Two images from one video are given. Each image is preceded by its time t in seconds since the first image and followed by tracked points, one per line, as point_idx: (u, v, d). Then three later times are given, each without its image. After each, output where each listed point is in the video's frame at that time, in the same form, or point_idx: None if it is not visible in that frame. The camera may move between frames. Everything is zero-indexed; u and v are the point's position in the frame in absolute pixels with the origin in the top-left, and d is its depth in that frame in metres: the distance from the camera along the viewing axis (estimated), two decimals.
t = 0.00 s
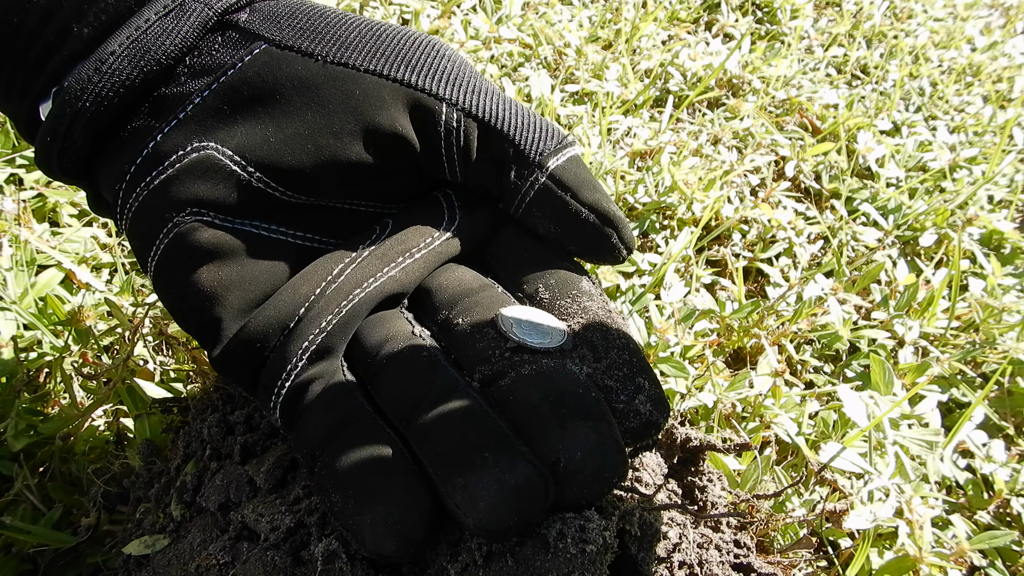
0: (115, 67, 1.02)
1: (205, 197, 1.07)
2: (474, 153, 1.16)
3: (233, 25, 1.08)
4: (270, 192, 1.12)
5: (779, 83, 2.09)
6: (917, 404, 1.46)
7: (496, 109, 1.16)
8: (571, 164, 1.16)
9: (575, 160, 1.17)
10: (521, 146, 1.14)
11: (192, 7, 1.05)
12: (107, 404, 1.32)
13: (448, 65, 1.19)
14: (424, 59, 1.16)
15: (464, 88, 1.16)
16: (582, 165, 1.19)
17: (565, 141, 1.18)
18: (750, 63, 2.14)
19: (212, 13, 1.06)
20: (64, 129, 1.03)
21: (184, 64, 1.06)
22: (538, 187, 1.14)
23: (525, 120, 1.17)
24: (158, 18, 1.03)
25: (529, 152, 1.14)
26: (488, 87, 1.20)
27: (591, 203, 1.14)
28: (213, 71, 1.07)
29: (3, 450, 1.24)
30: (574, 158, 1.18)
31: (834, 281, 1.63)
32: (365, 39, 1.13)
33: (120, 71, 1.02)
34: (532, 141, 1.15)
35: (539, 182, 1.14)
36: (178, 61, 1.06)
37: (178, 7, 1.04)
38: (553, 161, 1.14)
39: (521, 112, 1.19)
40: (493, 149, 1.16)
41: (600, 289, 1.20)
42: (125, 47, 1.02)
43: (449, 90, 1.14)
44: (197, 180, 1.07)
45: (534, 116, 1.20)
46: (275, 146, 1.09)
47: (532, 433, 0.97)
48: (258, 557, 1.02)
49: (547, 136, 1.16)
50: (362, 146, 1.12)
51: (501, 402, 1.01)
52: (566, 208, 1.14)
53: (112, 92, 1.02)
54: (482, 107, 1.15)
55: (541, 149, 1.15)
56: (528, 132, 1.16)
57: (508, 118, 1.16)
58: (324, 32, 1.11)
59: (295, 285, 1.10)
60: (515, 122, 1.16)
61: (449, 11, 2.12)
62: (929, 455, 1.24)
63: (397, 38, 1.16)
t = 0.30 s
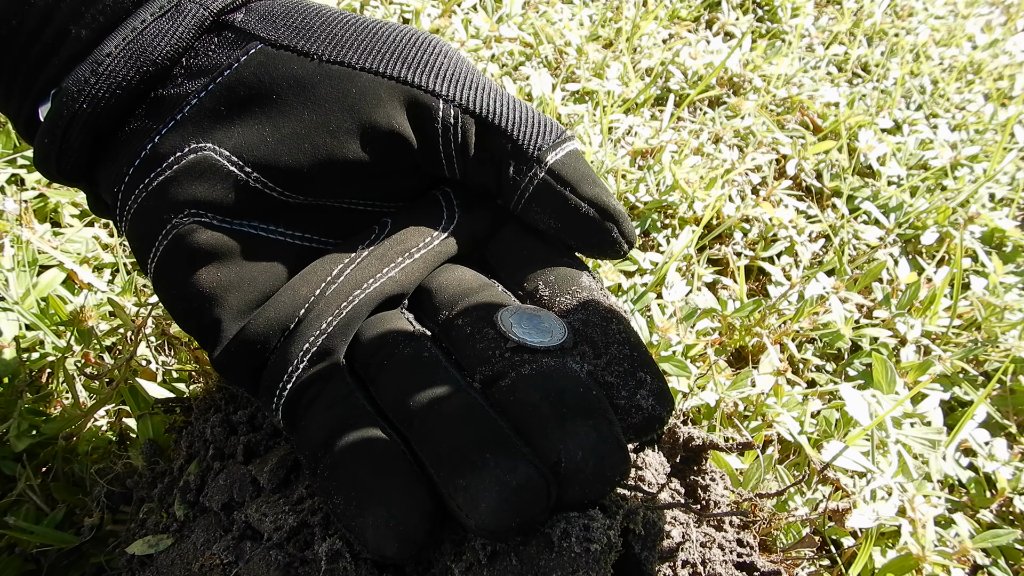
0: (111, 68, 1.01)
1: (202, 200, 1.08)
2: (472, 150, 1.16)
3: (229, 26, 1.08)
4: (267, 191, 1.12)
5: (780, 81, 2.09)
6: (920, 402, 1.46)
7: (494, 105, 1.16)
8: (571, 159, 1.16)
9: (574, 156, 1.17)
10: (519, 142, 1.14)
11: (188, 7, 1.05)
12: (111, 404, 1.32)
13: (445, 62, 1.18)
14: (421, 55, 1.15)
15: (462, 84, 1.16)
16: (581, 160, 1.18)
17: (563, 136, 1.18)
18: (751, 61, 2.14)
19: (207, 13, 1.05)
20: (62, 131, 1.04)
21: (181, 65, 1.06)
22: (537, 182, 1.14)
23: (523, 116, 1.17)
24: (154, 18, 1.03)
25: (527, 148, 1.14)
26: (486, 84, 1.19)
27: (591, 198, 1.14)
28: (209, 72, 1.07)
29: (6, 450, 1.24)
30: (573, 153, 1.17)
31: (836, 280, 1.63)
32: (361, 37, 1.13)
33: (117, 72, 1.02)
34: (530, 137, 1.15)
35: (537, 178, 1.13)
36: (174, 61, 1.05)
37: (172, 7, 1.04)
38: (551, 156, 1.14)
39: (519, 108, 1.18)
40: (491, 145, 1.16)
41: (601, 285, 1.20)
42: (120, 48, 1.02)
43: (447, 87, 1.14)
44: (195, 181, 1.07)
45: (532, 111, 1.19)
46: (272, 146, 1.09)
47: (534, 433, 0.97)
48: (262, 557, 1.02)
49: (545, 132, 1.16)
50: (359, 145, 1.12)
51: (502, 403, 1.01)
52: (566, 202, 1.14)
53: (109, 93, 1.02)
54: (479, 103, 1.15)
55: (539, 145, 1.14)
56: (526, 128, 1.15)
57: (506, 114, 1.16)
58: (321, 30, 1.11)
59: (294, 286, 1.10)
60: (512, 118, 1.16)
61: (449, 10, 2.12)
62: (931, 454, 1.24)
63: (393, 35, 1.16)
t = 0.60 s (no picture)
0: (112, 67, 1.01)
1: (201, 199, 1.07)
2: (472, 151, 1.16)
3: (229, 24, 1.07)
4: (267, 192, 1.12)
5: (780, 79, 2.08)
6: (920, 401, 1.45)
7: (495, 106, 1.15)
8: (571, 160, 1.15)
9: (575, 157, 1.17)
10: (519, 143, 1.14)
11: (188, 6, 1.05)
12: (109, 405, 1.32)
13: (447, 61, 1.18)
14: (423, 55, 1.15)
15: (463, 84, 1.16)
16: (582, 160, 1.18)
17: (564, 136, 1.18)
18: (751, 60, 2.13)
19: (208, 11, 1.05)
20: (62, 129, 1.03)
21: (181, 64, 1.06)
22: (537, 183, 1.13)
23: (524, 116, 1.17)
24: (154, 17, 1.03)
25: (528, 149, 1.14)
26: (487, 84, 1.19)
27: (591, 199, 1.13)
28: (209, 71, 1.06)
29: (4, 450, 1.24)
30: (573, 154, 1.17)
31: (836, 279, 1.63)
32: (363, 37, 1.13)
33: (117, 71, 1.02)
34: (531, 138, 1.14)
35: (538, 179, 1.13)
36: (175, 60, 1.05)
37: (173, 6, 1.04)
38: (552, 157, 1.14)
39: (520, 108, 1.18)
40: (492, 145, 1.15)
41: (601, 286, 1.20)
42: (121, 46, 1.01)
43: (448, 87, 1.14)
44: (195, 181, 1.07)
45: (533, 112, 1.19)
46: (272, 146, 1.09)
47: (533, 434, 0.97)
48: (260, 557, 1.02)
49: (546, 133, 1.16)
50: (359, 144, 1.12)
51: (501, 402, 1.00)
52: (566, 204, 1.13)
53: (109, 92, 1.02)
54: (481, 103, 1.15)
55: (540, 146, 1.14)
56: (527, 128, 1.15)
57: (507, 114, 1.15)
58: (322, 30, 1.11)
59: (294, 285, 1.10)
60: (514, 119, 1.15)
61: (449, 9, 2.11)
62: (931, 453, 1.24)
63: (395, 35, 1.15)
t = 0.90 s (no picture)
0: (112, 66, 1.01)
1: (203, 199, 1.07)
2: (476, 150, 1.16)
3: (230, 22, 1.07)
4: (269, 191, 1.11)
5: (783, 78, 2.08)
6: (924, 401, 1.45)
7: (498, 104, 1.15)
8: (575, 160, 1.15)
9: (580, 155, 1.16)
10: (523, 142, 1.13)
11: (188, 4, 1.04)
12: (113, 403, 1.33)
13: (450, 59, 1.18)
14: (425, 54, 1.15)
15: (466, 83, 1.15)
16: (586, 159, 1.18)
17: (568, 135, 1.17)
18: (753, 59, 2.13)
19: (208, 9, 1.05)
20: (63, 129, 1.03)
21: (181, 63, 1.05)
22: (542, 183, 1.13)
23: (527, 115, 1.16)
24: (154, 15, 1.02)
25: (531, 148, 1.13)
26: (490, 82, 1.19)
27: (595, 199, 1.13)
28: (210, 71, 1.06)
29: (7, 449, 1.24)
30: (578, 153, 1.17)
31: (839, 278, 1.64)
32: (365, 36, 1.12)
33: (117, 70, 1.01)
34: (534, 136, 1.14)
35: (541, 179, 1.13)
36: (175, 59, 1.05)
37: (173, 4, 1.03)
38: (555, 156, 1.14)
39: (523, 106, 1.18)
40: (495, 144, 1.15)
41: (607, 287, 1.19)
42: (121, 45, 1.01)
43: (451, 85, 1.13)
44: (196, 181, 1.07)
45: (536, 110, 1.19)
46: (274, 146, 1.09)
47: (537, 434, 0.97)
48: (264, 556, 1.02)
49: (549, 131, 1.16)
50: (361, 144, 1.12)
51: (504, 402, 1.00)
52: (570, 204, 1.13)
53: (109, 91, 1.02)
54: (484, 102, 1.14)
55: (544, 145, 1.14)
56: (531, 127, 1.15)
57: (510, 113, 1.15)
58: (324, 28, 1.10)
59: (297, 285, 1.10)
60: (517, 117, 1.15)
61: (450, 8, 2.11)
62: (934, 452, 1.24)
63: (397, 33, 1.15)
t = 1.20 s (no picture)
0: (111, 66, 1.01)
1: (204, 198, 1.07)
2: (477, 149, 1.15)
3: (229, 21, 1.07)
4: (269, 189, 1.11)
5: (784, 78, 2.08)
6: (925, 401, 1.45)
7: (499, 102, 1.15)
8: (576, 159, 1.15)
9: (581, 155, 1.16)
10: (524, 141, 1.13)
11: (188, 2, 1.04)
12: (113, 402, 1.33)
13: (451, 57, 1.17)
14: (426, 52, 1.14)
15: (467, 81, 1.15)
16: (587, 159, 1.17)
17: (569, 134, 1.17)
18: (754, 59, 2.13)
19: (207, 8, 1.05)
20: (63, 128, 1.03)
21: (181, 62, 1.05)
22: (543, 183, 1.13)
23: (529, 114, 1.16)
24: (153, 14, 1.02)
25: (532, 147, 1.13)
26: (492, 80, 1.18)
27: (596, 199, 1.13)
28: (209, 70, 1.06)
29: (7, 447, 1.24)
30: (579, 152, 1.16)
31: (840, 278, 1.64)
32: (366, 34, 1.12)
33: (117, 69, 1.01)
34: (536, 136, 1.14)
35: (543, 178, 1.13)
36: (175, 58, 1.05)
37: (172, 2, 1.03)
38: (557, 156, 1.13)
39: (524, 105, 1.17)
40: (496, 143, 1.15)
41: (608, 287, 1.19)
42: (120, 44, 1.01)
43: (452, 83, 1.13)
44: (196, 181, 1.07)
45: (538, 109, 1.18)
46: (274, 145, 1.09)
47: (538, 434, 0.96)
48: (264, 555, 1.02)
49: (551, 130, 1.15)
50: (361, 144, 1.12)
51: (505, 402, 1.00)
52: (572, 203, 1.13)
53: (109, 90, 1.02)
54: (484, 100, 1.14)
55: (545, 144, 1.14)
56: (532, 126, 1.14)
57: (511, 112, 1.14)
58: (324, 26, 1.10)
59: (297, 284, 1.10)
60: (518, 116, 1.15)
61: (452, 7, 2.11)
62: (935, 451, 1.24)
63: (397, 31, 1.14)
